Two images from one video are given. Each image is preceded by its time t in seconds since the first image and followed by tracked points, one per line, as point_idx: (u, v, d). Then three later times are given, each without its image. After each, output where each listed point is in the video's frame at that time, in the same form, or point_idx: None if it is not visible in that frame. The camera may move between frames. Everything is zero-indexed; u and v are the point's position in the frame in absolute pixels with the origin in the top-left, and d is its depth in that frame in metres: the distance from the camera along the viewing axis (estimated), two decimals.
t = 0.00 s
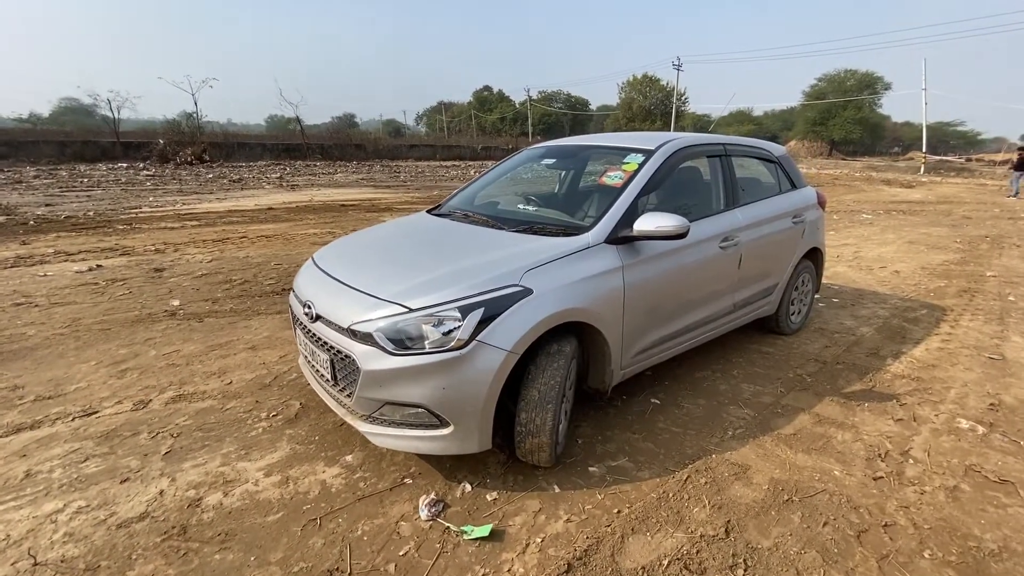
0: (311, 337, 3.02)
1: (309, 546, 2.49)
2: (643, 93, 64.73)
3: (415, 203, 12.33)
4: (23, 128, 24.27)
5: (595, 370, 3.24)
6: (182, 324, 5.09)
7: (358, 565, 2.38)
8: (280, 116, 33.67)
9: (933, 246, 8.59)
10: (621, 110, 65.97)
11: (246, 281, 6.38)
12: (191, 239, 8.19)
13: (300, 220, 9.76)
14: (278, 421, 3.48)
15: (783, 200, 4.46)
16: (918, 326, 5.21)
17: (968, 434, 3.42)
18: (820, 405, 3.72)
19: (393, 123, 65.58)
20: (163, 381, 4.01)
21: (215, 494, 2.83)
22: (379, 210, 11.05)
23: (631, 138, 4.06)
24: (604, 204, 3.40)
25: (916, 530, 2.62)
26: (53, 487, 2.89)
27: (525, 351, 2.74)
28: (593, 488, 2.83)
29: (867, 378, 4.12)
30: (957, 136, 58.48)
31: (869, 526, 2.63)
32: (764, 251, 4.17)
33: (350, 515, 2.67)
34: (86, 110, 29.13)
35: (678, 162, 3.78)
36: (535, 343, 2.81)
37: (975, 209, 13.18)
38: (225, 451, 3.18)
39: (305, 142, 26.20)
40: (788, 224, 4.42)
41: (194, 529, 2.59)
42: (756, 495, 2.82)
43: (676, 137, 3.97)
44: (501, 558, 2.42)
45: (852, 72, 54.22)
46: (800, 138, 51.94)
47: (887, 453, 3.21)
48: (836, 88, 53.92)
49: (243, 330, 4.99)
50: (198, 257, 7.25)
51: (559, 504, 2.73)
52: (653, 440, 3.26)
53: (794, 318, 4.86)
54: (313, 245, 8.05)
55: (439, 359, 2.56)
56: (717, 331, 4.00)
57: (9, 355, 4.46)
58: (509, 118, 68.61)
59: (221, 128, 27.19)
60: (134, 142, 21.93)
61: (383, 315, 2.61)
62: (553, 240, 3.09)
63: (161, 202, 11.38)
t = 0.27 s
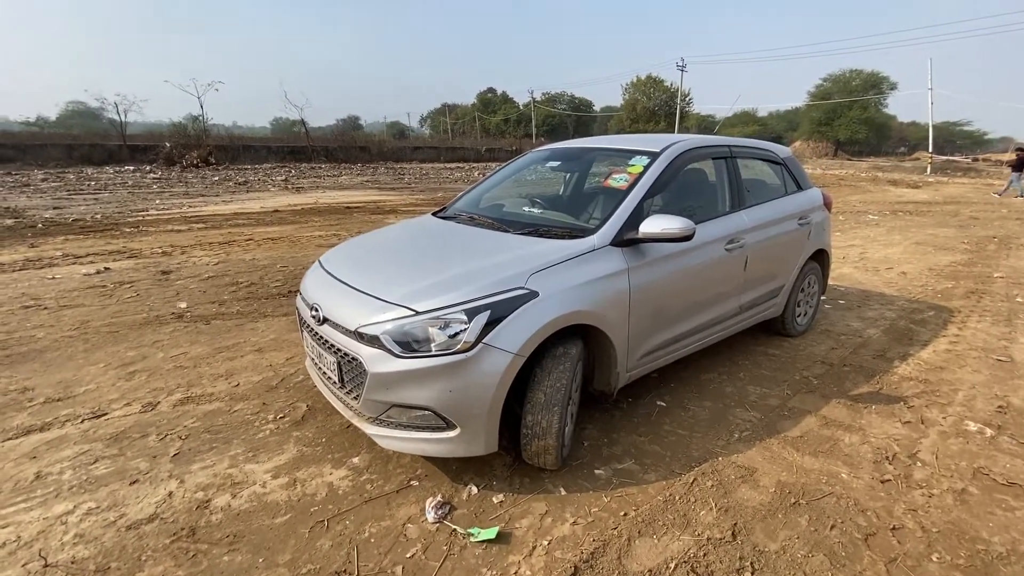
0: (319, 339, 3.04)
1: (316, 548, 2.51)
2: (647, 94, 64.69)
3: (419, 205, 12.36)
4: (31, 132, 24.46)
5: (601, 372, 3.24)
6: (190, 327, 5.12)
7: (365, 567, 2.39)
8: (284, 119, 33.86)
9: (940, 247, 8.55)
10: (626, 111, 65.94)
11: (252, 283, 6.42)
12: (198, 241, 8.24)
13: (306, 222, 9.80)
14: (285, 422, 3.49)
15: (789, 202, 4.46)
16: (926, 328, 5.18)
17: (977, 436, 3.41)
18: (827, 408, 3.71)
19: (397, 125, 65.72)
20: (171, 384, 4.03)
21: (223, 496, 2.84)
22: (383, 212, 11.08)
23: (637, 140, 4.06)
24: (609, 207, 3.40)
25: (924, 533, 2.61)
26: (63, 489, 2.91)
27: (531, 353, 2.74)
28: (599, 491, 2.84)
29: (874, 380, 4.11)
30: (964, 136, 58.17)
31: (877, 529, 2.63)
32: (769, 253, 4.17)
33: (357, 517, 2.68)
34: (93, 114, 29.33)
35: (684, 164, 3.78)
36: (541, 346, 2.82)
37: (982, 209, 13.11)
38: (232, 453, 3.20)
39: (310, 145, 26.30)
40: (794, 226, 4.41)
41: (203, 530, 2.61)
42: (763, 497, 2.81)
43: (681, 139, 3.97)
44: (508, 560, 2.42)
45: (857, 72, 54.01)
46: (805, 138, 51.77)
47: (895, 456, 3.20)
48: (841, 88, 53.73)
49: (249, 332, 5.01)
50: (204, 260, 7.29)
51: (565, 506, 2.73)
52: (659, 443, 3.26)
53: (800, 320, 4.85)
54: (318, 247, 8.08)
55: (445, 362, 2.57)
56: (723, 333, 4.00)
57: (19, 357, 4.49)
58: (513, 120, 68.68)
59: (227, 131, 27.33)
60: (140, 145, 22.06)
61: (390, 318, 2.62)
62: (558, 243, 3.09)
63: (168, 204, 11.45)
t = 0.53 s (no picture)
0: (329, 340, 3.07)
1: (328, 546, 2.53)
2: (652, 95, 64.60)
3: (425, 207, 12.40)
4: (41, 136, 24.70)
5: (608, 374, 3.26)
6: (200, 328, 5.16)
7: (377, 566, 2.42)
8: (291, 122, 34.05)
9: (949, 248, 8.52)
10: (631, 113, 65.88)
11: (261, 285, 6.47)
12: (207, 243, 8.30)
13: (313, 224, 9.86)
14: (296, 423, 3.52)
15: (796, 203, 4.45)
16: (934, 329, 5.17)
17: (986, 438, 3.40)
18: (835, 409, 3.71)
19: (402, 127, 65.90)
20: (183, 385, 4.07)
21: (236, 495, 2.88)
22: (390, 214, 11.12)
23: (643, 142, 4.07)
24: (616, 208, 3.41)
25: (933, 534, 2.61)
26: (78, 488, 2.95)
27: (539, 354, 2.76)
28: (608, 492, 2.85)
29: (883, 382, 4.10)
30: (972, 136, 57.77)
31: (886, 530, 2.63)
32: (777, 254, 4.17)
33: (368, 516, 2.71)
34: (102, 118, 29.54)
35: (690, 166, 3.79)
36: (549, 347, 2.83)
37: (990, 209, 13.01)
38: (244, 453, 3.23)
39: (317, 147, 26.41)
40: (802, 227, 4.41)
41: (216, 529, 2.64)
42: (771, 498, 2.82)
43: (688, 141, 3.98)
44: (517, 560, 2.44)
45: (864, 72, 53.76)
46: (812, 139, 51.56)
47: (903, 457, 3.19)
48: (848, 88, 53.49)
49: (259, 333, 5.05)
50: (213, 262, 7.34)
51: (574, 507, 2.74)
52: (667, 444, 3.27)
53: (807, 321, 4.84)
54: (326, 250, 8.12)
55: (454, 363, 2.59)
56: (730, 335, 4.00)
57: (32, 358, 4.55)
58: (518, 121, 68.74)
59: (234, 134, 27.49)
60: (149, 149, 22.22)
61: (400, 319, 2.65)
62: (566, 245, 3.11)
63: (176, 207, 11.54)
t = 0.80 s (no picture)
0: (341, 341, 3.10)
1: (342, 545, 2.55)
2: (659, 96, 64.49)
3: (433, 208, 12.43)
4: (52, 139, 24.96)
5: (619, 374, 3.26)
6: (211, 329, 5.21)
7: (390, 564, 2.44)
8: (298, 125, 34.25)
9: (959, 248, 8.46)
10: (637, 113, 65.78)
11: (271, 287, 6.51)
12: (217, 245, 8.37)
13: (321, 226, 9.92)
14: (308, 423, 3.55)
15: (806, 203, 4.45)
16: (945, 329, 5.14)
17: (999, 439, 3.38)
18: (846, 410, 3.70)
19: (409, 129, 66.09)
20: (196, 385, 4.11)
21: (250, 494, 2.91)
22: (397, 216, 11.17)
23: (652, 142, 4.08)
24: (626, 209, 3.43)
25: (947, 535, 2.60)
26: (95, 486, 2.99)
27: (550, 354, 2.77)
28: (619, 491, 2.86)
29: (894, 382, 4.09)
30: (983, 135, 57.29)
31: (899, 530, 2.62)
32: (786, 254, 4.16)
33: (381, 515, 2.73)
34: (112, 121, 29.80)
35: (699, 166, 3.79)
36: (560, 347, 2.85)
37: (1001, 209, 12.91)
38: (257, 452, 3.26)
39: (324, 150, 26.55)
40: (811, 227, 4.40)
41: (232, 527, 2.67)
42: (783, 498, 2.82)
43: (697, 141, 3.98)
44: (530, 559, 2.45)
45: (872, 72, 53.46)
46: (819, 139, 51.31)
47: (916, 458, 3.18)
48: (856, 88, 53.19)
49: (270, 334, 5.09)
50: (224, 264, 7.41)
51: (585, 506, 2.75)
52: (677, 444, 3.27)
53: (817, 322, 4.83)
54: (335, 251, 8.17)
55: (466, 363, 2.61)
56: (740, 335, 4.00)
57: (48, 359, 4.61)
58: (524, 123, 68.80)
59: (242, 137, 27.67)
60: (158, 152, 22.41)
61: (412, 320, 2.67)
62: (576, 245, 3.13)
63: (186, 210, 11.64)
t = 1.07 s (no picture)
0: (350, 341, 3.12)
1: (351, 544, 2.57)
2: (664, 96, 64.35)
3: (439, 210, 12.46)
4: (62, 142, 25.19)
5: (626, 374, 3.27)
6: (221, 330, 5.25)
7: (400, 563, 2.45)
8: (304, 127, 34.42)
9: (969, 248, 8.40)
10: (643, 114, 65.65)
11: (279, 288, 6.55)
12: (225, 247, 8.43)
13: (329, 228, 9.96)
14: (317, 423, 3.58)
15: (813, 203, 4.43)
16: (956, 330, 5.11)
17: (1011, 440, 3.36)
18: (855, 411, 3.68)
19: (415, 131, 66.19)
20: (206, 385, 4.15)
21: (261, 493, 2.93)
22: (404, 217, 11.20)
23: (659, 143, 4.08)
24: (633, 210, 3.43)
25: (958, 537, 2.59)
26: (109, 485, 3.02)
27: (558, 355, 2.78)
28: (626, 492, 2.86)
29: (904, 383, 4.07)
30: (992, 134, 56.82)
31: (910, 532, 2.61)
32: (794, 255, 4.15)
33: (390, 514, 2.75)
34: (121, 124, 30.04)
35: (706, 167, 3.79)
36: (567, 348, 2.86)
37: (1011, 209, 12.81)
38: (267, 452, 3.29)
39: (330, 152, 26.67)
40: (819, 228, 4.38)
41: (243, 526, 2.70)
42: (791, 499, 2.81)
43: (703, 142, 3.98)
44: (538, 558, 2.46)
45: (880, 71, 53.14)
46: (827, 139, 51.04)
47: (926, 459, 3.17)
48: (864, 87, 52.87)
49: (278, 335, 5.12)
50: (232, 265, 7.46)
51: (593, 507, 2.76)
52: (685, 445, 3.27)
53: (826, 323, 4.81)
54: (342, 252, 8.21)
55: (474, 363, 2.62)
56: (748, 336, 4.00)
57: (61, 359, 4.66)
58: (530, 124, 68.82)
59: (249, 139, 27.84)
60: (167, 154, 22.57)
61: (421, 320, 2.68)
62: (583, 246, 3.13)
63: (195, 212, 11.72)
